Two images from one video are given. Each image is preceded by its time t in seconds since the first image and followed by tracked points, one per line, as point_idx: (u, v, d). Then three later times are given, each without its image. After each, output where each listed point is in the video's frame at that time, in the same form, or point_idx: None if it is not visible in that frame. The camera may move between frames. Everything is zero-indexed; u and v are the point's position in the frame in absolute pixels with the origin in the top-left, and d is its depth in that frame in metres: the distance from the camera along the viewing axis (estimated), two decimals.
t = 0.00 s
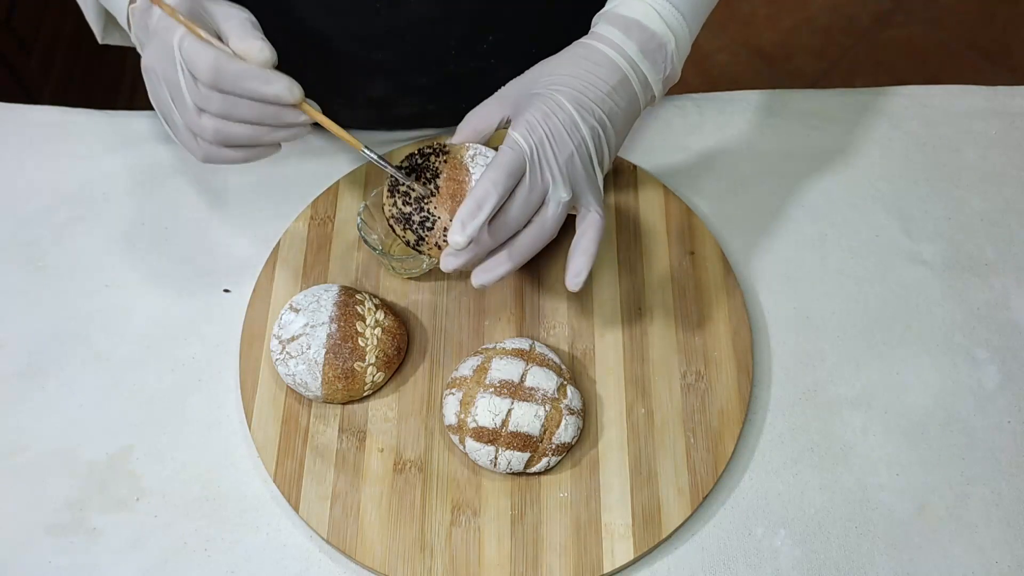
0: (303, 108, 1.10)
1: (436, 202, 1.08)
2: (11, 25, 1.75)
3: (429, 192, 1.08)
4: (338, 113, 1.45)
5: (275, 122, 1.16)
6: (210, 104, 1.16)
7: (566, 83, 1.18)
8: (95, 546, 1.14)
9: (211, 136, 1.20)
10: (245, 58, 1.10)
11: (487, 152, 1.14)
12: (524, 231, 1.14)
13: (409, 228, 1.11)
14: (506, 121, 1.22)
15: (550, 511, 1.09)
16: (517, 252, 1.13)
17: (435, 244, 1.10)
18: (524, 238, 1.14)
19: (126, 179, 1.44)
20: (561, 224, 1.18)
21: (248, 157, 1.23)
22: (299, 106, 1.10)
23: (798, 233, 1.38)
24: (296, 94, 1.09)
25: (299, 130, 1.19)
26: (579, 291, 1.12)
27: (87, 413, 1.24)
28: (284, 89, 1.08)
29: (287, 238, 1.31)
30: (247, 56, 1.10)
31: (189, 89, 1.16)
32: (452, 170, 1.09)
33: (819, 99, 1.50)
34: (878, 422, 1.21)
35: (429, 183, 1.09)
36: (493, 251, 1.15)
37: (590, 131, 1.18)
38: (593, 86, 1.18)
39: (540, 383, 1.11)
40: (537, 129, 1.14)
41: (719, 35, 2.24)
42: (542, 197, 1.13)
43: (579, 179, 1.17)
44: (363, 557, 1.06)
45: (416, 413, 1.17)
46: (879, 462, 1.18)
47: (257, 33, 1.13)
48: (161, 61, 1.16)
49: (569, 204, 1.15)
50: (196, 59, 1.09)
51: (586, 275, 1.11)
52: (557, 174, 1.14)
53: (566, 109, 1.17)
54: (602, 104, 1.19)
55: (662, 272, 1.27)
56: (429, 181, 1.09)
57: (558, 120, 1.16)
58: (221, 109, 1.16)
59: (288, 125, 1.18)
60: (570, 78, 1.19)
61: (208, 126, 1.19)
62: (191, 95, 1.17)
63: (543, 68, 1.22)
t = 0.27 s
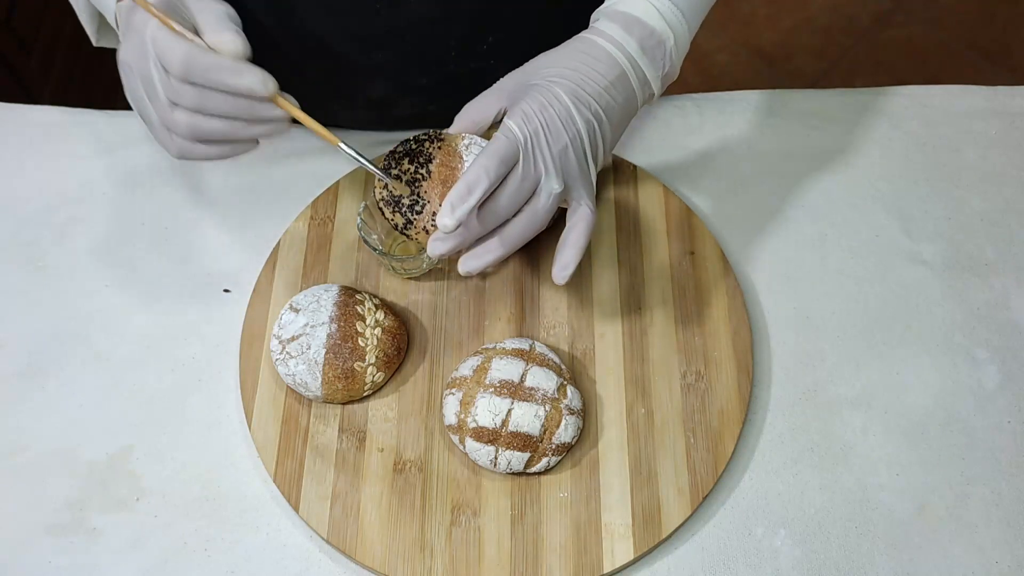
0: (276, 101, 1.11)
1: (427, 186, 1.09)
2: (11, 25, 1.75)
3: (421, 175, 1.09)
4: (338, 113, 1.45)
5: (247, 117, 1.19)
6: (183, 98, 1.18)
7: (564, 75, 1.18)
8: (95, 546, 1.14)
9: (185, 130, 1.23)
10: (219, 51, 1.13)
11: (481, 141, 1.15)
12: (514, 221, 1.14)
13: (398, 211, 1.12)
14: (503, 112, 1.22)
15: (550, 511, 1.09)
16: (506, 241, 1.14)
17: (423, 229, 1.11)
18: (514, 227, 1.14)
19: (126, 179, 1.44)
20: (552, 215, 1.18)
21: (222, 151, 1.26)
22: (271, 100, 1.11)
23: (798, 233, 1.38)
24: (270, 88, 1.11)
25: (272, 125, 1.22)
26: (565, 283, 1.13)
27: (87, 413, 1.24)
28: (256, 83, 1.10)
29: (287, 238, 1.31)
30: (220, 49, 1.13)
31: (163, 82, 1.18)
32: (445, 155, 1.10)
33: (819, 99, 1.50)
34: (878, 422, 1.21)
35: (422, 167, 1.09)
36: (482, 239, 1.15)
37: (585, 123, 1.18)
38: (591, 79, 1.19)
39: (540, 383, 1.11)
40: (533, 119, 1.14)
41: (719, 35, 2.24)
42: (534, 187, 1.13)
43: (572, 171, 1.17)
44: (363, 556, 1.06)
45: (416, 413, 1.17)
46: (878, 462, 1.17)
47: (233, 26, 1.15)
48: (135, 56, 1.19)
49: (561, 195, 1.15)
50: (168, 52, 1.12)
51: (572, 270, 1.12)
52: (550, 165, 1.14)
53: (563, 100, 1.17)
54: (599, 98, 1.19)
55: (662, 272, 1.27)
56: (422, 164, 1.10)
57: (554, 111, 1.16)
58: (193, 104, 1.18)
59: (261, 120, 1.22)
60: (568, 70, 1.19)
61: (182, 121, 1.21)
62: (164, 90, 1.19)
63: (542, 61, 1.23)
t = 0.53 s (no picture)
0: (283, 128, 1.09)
1: (422, 172, 1.10)
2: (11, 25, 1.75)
3: (417, 162, 1.11)
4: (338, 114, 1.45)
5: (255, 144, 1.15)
6: (187, 123, 1.15)
7: (563, 66, 1.19)
8: (95, 546, 1.14)
9: (188, 155, 1.19)
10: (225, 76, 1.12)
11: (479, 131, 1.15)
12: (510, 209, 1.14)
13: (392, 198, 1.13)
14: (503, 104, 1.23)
15: (550, 511, 1.09)
16: (501, 230, 1.12)
17: (417, 215, 1.12)
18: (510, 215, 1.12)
19: (126, 179, 1.44)
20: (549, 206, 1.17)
21: (223, 177, 1.22)
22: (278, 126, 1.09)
23: (798, 233, 1.39)
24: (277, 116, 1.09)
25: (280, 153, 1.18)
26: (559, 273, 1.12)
27: (87, 413, 1.24)
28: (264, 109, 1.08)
29: (287, 239, 1.31)
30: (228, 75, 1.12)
31: (165, 106, 1.14)
32: (443, 143, 1.12)
33: (818, 99, 1.50)
34: (878, 422, 1.21)
35: (419, 154, 1.11)
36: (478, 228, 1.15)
37: (584, 113, 1.18)
38: (591, 70, 1.19)
39: (540, 383, 1.11)
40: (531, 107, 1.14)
41: (719, 35, 2.24)
42: (530, 175, 1.13)
43: (569, 161, 1.17)
44: (363, 556, 1.06)
45: (416, 413, 1.17)
46: (878, 462, 1.17)
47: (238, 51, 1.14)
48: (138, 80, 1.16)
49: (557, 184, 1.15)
50: (174, 77, 1.09)
51: (567, 260, 1.11)
52: (547, 153, 1.13)
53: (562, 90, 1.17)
54: (598, 89, 1.19)
55: (662, 271, 1.27)
56: (419, 152, 1.11)
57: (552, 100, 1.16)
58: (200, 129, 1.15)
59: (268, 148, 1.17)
60: (568, 61, 1.19)
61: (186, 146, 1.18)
62: (168, 115, 1.15)
63: (543, 53, 1.24)
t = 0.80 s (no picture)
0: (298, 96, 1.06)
1: (428, 183, 1.08)
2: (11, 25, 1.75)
3: (422, 173, 1.08)
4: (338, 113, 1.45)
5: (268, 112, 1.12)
6: (201, 89, 1.11)
7: (565, 68, 1.19)
8: (95, 546, 1.14)
9: (199, 125, 1.14)
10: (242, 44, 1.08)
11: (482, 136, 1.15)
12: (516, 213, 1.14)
13: (399, 209, 1.11)
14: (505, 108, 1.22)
15: (550, 511, 1.09)
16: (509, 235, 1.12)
17: (425, 225, 1.11)
18: (516, 219, 1.13)
19: (126, 179, 1.44)
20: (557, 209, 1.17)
21: (235, 148, 1.17)
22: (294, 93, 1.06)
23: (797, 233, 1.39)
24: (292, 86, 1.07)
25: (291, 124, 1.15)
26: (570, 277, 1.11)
27: (87, 413, 1.24)
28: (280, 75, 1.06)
29: (287, 239, 1.31)
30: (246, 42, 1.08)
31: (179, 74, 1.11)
32: (447, 151, 1.10)
33: (818, 99, 1.51)
34: (878, 422, 1.21)
35: (424, 164, 1.09)
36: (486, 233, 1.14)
37: (588, 114, 1.18)
38: (593, 71, 1.19)
39: (540, 383, 1.11)
40: (534, 110, 1.14)
41: (719, 35, 2.24)
42: (536, 178, 1.13)
43: (575, 162, 1.16)
44: (363, 556, 1.06)
45: (416, 413, 1.17)
46: (878, 462, 1.17)
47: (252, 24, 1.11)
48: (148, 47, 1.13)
49: (564, 186, 1.14)
50: (188, 40, 1.06)
51: (578, 262, 1.10)
52: (552, 156, 1.13)
53: (565, 92, 1.17)
54: (601, 89, 1.19)
55: (662, 271, 1.27)
56: (423, 162, 1.09)
57: (555, 102, 1.16)
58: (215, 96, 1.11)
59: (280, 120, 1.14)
60: (570, 63, 1.19)
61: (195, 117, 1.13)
62: (181, 81, 1.12)
63: (545, 56, 1.24)
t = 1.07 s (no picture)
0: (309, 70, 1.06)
1: (434, 187, 1.07)
2: (11, 25, 1.75)
3: (427, 177, 1.08)
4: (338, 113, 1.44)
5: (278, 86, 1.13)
6: (211, 62, 1.11)
7: (569, 68, 1.19)
8: (95, 546, 1.14)
9: (210, 98, 1.14)
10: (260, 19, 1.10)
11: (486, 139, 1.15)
12: (524, 216, 1.14)
13: (404, 216, 1.08)
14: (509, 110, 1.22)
15: (550, 511, 1.09)
16: (517, 239, 1.13)
17: (433, 230, 1.08)
18: (524, 223, 1.13)
19: (126, 179, 1.44)
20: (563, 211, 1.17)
21: (244, 124, 1.19)
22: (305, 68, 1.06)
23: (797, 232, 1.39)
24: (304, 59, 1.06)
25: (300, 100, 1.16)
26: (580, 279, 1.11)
27: (87, 413, 1.24)
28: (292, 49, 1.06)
29: (287, 239, 1.31)
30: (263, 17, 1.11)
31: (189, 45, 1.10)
32: (451, 156, 1.10)
33: (818, 99, 1.51)
34: (878, 422, 1.21)
35: (428, 168, 1.08)
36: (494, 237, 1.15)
37: (593, 115, 1.18)
38: (596, 71, 1.19)
39: (540, 383, 1.11)
40: (539, 112, 1.14)
41: (719, 35, 2.24)
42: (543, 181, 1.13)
43: (581, 164, 1.17)
44: (363, 556, 1.06)
45: (416, 413, 1.17)
46: (878, 462, 1.17)
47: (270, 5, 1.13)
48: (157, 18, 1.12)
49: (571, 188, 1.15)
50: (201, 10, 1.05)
51: (588, 264, 1.10)
52: (558, 158, 1.14)
53: (569, 93, 1.17)
54: (605, 89, 1.19)
55: (662, 271, 1.27)
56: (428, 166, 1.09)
57: (560, 104, 1.16)
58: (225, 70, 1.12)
59: (290, 94, 1.15)
60: (573, 63, 1.19)
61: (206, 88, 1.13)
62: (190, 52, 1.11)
63: (548, 56, 1.24)
